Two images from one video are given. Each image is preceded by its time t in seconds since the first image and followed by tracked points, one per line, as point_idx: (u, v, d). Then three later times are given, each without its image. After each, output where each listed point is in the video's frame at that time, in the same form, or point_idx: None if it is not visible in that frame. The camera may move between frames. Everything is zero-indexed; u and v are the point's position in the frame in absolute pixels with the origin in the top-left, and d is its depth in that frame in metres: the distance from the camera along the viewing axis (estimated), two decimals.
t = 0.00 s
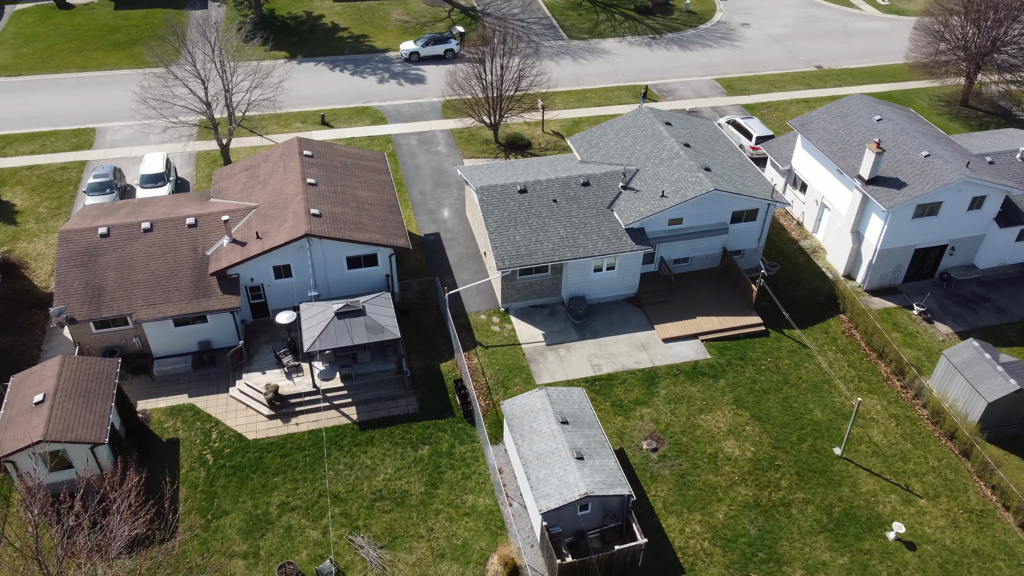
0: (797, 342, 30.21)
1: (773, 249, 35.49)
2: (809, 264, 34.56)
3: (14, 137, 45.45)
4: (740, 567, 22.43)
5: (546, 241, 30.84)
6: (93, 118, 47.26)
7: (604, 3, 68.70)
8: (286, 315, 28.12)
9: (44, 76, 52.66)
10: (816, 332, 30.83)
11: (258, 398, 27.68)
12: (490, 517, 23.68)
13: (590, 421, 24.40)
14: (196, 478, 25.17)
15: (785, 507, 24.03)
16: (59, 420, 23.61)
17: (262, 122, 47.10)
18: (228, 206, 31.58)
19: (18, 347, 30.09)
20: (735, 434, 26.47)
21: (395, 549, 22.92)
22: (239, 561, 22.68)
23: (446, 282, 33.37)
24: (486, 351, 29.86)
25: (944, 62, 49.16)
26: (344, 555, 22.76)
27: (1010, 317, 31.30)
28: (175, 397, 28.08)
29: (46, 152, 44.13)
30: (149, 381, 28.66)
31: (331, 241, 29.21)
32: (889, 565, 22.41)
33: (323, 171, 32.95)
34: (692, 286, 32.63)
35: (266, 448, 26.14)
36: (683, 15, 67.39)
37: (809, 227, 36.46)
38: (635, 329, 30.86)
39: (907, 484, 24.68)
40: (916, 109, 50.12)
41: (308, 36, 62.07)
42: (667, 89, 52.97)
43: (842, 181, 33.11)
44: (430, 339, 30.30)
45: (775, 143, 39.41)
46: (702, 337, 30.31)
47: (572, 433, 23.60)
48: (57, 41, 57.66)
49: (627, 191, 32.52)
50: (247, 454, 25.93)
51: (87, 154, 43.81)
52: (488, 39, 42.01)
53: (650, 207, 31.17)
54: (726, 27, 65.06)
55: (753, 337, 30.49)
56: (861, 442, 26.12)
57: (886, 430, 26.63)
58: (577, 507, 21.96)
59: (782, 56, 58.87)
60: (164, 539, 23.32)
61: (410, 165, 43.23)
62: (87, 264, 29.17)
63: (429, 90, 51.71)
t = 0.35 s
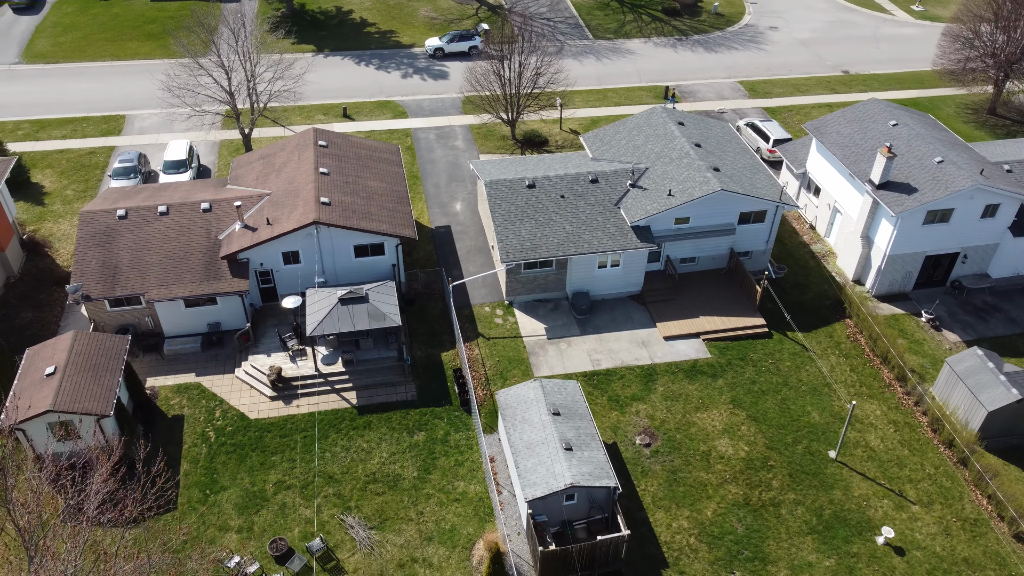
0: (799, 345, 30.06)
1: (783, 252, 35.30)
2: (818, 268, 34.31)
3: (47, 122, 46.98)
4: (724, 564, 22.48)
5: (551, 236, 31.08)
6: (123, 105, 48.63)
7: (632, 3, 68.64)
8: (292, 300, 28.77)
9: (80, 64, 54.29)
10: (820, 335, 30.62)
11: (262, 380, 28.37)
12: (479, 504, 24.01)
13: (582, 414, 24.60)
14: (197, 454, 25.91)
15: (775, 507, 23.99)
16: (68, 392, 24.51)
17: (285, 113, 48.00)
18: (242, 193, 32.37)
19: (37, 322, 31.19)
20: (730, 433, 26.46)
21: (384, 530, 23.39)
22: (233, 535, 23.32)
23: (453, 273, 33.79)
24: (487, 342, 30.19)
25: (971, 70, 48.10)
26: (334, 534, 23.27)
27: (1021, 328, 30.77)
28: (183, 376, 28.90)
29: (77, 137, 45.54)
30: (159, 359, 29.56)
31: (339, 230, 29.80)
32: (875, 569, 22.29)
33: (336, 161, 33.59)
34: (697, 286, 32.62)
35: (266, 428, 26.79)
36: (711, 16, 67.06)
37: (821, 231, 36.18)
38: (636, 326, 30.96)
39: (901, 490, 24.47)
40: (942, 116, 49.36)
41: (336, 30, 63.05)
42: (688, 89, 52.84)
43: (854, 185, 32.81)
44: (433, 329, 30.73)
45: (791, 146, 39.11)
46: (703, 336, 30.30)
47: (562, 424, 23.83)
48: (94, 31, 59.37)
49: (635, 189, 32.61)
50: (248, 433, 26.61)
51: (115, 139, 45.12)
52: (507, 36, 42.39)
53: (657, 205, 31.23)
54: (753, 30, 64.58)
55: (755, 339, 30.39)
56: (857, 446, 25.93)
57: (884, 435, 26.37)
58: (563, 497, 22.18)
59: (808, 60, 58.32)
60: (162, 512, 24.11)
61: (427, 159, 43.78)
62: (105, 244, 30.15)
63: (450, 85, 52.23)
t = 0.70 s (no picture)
0: (801, 347, 29.89)
1: (792, 254, 35.09)
2: (826, 271, 34.04)
3: (76, 109, 48.29)
4: (710, 560, 22.52)
5: (556, 231, 31.28)
6: (150, 95, 49.81)
7: (657, 4, 68.46)
8: (297, 286, 29.35)
9: (111, 53, 55.70)
10: (823, 337, 30.41)
11: (266, 363, 28.98)
12: (470, 491, 24.31)
13: (575, 406, 24.79)
14: (200, 432, 26.62)
15: (765, 506, 23.95)
16: (77, 367, 25.30)
17: (305, 105, 48.80)
18: (255, 181, 33.04)
19: (54, 300, 32.15)
20: (725, 432, 26.45)
21: (375, 513, 23.81)
22: (229, 512, 23.90)
23: (460, 266, 34.14)
24: (489, 334, 30.47)
25: (997, 77, 47.44)
26: (327, 515, 23.74)
27: None
28: (191, 357, 29.64)
29: (103, 124, 46.76)
30: (168, 340, 30.35)
31: (346, 219, 30.33)
32: (863, 571, 22.18)
33: (348, 152, 34.13)
34: (701, 285, 32.57)
35: (267, 410, 27.38)
36: (736, 19, 66.62)
37: (831, 234, 35.87)
38: (638, 323, 31.03)
39: (894, 494, 24.27)
40: (965, 123, 48.59)
41: (362, 25, 63.82)
42: (708, 91, 52.63)
43: (864, 189, 32.51)
44: (436, 319, 31.10)
45: (805, 149, 38.80)
46: (705, 335, 30.25)
47: (555, 415, 24.04)
48: (126, 22, 60.83)
49: (643, 186, 32.67)
50: (250, 414, 27.23)
51: (140, 127, 46.23)
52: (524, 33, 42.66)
53: (663, 203, 31.28)
54: (779, 33, 64.01)
55: (757, 340, 30.26)
56: (853, 449, 25.75)
57: (881, 440, 26.13)
58: (551, 487, 22.40)
59: (833, 64, 57.72)
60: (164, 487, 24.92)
61: (442, 154, 44.21)
62: (120, 227, 31.01)
63: (470, 82, 52.63)
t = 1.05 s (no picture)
0: (804, 349, 29.72)
1: (801, 257, 34.87)
2: (835, 274, 33.75)
3: (107, 96, 49.68)
4: (695, 554, 22.60)
5: (562, 226, 31.50)
6: (178, 83, 51.03)
7: (685, 5, 68.20)
8: (304, 272, 29.98)
9: (144, 43, 57.15)
10: (827, 340, 30.16)
11: (271, 345, 29.65)
12: (462, 477, 24.67)
13: (569, 397, 24.99)
14: (204, 409, 27.37)
15: (754, 504, 23.94)
16: (87, 341, 26.19)
17: (327, 97, 49.62)
18: (270, 168, 33.77)
19: (73, 278, 33.21)
20: (719, 429, 26.45)
21: (368, 494, 24.29)
22: (226, 487, 24.58)
23: (467, 258, 34.53)
24: (491, 325, 30.80)
25: None
26: (320, 494, 24.28)
27: None
28: (200, 337, 30.42)
29: (132, 111, 48.04)
30: (180, 320, 31.18)
31: (355, 207, 30.91)
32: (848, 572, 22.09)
33: (361, 142, 34.72)
34: (706, 283, 32.52)
35: (270, 391, 28.04)
36: (764, 21, 66.04)
37: (843, 238, 35.54)
38: (641, 319, 31.11)
39: (887, 498, 24.09)
40: (991, 131, 47.74)
41: (389, 21, 64.59)
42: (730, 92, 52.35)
43: (876, 192, 32.17)
44: (440, 309, 31.53)
45: (821, 151, 38.45)
46: (706, 333, 30.22)
47: (547, 405, 24.27)
48: (161, 12, 62.35)
49: (651, 184, 32.72)
50: (253, 394, 27.90)
51: (167, 114, 47.41)
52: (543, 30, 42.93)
53: (669, 200, 31.31)
54: (806, 36, 63.26)
55: (759, 340, 30.14)
56: (848, 452, 25.59)
57: (878, 443, 25.91)
58: (539, 475, 22.64)
59: (859, 68, 57.01)
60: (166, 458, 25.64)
61: (458, 148, 44.65)
62: (138, 209, 31.94)
63: (491, 78, 53.01)
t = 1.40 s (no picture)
0: (806, 350, 29.54)
1: (809, 259, 34.63)
2: (843, 278, 33.47)
3: (135, 84, 50.95)
4: (681, 548, 22.67)
5: (567, 221, 31.69)
6: (203, 73, 52.12)
7: (710, 6, 67.89)
8: (311, 259, 30.55)
9: (174, 34, 58.44)
10: (829, 342, 29.94)
11: (277, 329, 30.27)
12: (454, 463, 25.00)
13: (562, 389, 25.21)
14: (208, 388, 28.10)
15: (744, 502, 23.93)
16: (97, 318, 26.96)
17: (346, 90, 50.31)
18: (283, 157, 34.44)
19: (91, 259, 34.19)
20: (714, 426, 26.45)
21: (361, 477, 24.75)
22: (225, 464, 25.22)
23: (474, 250, 34.87)
24: (493, 317, 31.11)
25: None
26: (315, 474, 24.80)
27: None
28: (209, 319, 31.16)
29: (158, 99, 49.20)
30: (190, 303, 31.98)
31: (363, 196, 31.41)
32: (834, 572, 22.02)
33: (373, 134, 35.24)
34: (710, 282, 32.45)
35: (273, 373, 28.66)
36: (790, 23, 65.41)
37: (853, 241, 35.20)
38: (643, 316, 31.17)
39: (879, 501, 23.92)
40: (1015, 139, 46.89)
41: (414, 17, 65.22)
42: (750, 94, 52.03)
43: (886, 196, 31.86)
44: (444, 300, 31.91)
45: (835, 154, 38.12)
46: (707, 331, 30.18)
47: (540, 396, 24.51)
48: (192, 4, 63.71)
49: (658, 182, 32.76)
50: (256, 376, 28.56)
51: (191, 104, 48.47)
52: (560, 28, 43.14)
53: (675, 198, 31.34)
54: (832, 39, 62.44)
55: (760, 340, 29.99)
56: (843, 453, 25.45)
57: (874, 447, 25.71)
58: (528, 463, 22.89)
59: (884, 72, 56.24)
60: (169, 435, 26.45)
61: (473, 142, 45.02)
62: (154, 193, 32.79)
63: (510, 75, 53.30)
